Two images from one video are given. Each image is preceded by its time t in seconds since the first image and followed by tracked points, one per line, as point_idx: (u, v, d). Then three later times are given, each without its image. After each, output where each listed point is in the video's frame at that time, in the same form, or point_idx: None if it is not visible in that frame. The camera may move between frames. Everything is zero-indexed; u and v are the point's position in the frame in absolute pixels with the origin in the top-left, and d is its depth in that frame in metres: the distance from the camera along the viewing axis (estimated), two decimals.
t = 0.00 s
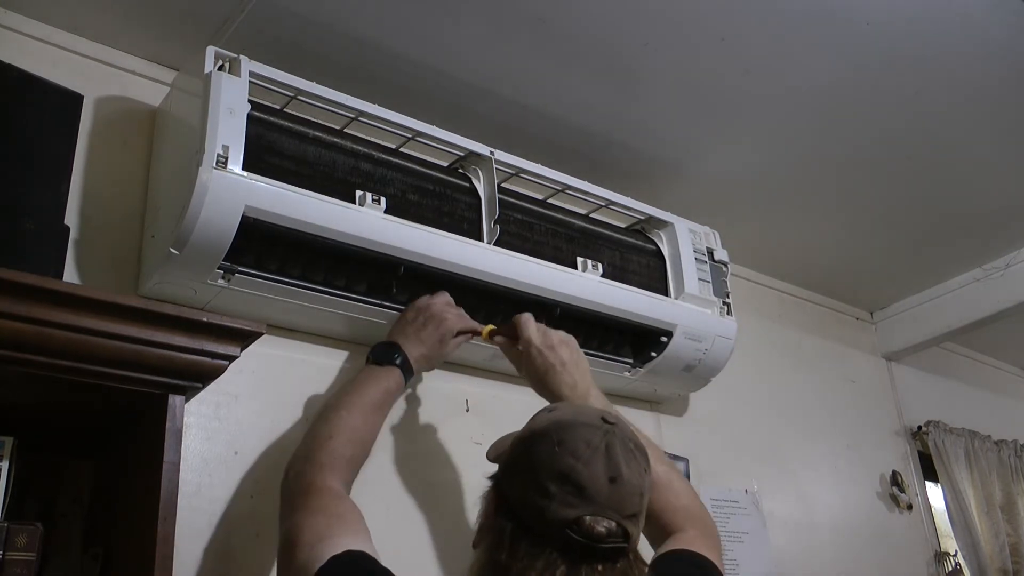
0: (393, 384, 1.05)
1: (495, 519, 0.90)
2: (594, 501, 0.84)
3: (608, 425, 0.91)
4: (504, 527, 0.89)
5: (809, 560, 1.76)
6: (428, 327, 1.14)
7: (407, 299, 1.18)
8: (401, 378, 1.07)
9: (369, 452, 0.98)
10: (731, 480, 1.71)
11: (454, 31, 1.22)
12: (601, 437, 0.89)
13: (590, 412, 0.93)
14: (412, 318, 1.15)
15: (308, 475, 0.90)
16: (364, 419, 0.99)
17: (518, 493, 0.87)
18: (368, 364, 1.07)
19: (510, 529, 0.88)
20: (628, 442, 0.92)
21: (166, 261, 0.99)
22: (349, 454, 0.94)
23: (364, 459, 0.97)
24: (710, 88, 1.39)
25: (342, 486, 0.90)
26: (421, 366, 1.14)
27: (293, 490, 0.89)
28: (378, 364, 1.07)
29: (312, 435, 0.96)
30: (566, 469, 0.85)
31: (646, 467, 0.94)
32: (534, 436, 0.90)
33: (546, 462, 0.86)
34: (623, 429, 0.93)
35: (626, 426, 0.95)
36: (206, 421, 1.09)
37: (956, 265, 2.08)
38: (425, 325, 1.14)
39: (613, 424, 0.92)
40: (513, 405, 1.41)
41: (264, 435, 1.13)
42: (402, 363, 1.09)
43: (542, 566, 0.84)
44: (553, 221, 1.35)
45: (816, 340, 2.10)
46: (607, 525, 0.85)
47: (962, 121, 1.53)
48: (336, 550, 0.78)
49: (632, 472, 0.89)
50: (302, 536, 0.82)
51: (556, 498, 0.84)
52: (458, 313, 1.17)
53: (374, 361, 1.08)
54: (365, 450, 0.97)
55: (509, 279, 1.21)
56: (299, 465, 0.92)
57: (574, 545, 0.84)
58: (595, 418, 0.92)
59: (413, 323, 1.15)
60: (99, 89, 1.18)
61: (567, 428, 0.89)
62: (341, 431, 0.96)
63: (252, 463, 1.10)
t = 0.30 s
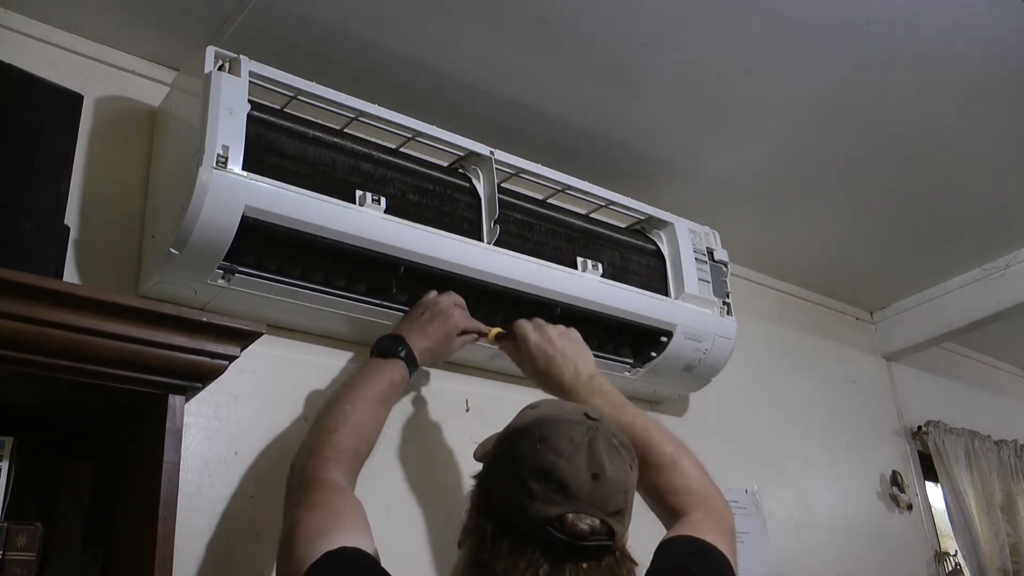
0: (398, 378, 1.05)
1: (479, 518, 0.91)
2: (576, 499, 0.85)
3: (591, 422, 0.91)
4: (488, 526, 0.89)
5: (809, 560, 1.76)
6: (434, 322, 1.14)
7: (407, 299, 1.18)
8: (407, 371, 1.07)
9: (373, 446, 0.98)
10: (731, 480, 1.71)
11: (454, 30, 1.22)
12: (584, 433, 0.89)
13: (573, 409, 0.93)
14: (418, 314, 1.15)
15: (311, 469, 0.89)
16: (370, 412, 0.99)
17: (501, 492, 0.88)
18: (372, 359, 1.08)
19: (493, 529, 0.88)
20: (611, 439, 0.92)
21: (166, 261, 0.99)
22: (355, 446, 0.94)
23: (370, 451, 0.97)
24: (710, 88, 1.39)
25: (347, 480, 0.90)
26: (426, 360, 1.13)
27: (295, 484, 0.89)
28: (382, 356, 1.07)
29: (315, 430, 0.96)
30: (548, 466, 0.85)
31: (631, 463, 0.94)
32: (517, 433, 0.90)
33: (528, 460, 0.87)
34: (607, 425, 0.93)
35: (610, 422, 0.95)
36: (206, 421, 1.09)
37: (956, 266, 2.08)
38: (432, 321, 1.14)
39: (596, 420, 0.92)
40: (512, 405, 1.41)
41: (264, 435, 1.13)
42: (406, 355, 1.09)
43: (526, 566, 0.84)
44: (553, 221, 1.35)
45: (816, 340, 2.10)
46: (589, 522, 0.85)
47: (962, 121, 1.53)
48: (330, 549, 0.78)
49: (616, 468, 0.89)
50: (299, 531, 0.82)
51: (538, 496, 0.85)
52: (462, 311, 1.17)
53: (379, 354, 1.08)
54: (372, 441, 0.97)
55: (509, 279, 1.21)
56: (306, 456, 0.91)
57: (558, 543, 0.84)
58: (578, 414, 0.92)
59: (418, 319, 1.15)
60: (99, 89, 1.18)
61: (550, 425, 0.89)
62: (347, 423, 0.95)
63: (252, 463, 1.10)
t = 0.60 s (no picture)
0: (400, 374, 1.09)
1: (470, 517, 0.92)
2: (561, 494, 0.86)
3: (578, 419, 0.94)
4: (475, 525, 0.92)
5: (809, 560, 1.76)
6: (434, 316, 1.16)
7: (407, 299, 1.18)
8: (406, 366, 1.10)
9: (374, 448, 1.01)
10: (731, 480, 1.71)
11: (454, 30, 1.22)
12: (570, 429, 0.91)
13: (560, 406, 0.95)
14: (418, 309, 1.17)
15: (312, 469, 0.92)
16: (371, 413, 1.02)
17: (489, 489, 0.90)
18: (375, 355, 1.12)
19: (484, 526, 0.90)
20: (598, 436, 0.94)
21: (166, 261, 0.99)
22: (355, 445, 0.96)
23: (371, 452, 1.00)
24: (710, 88, 1.39)
25: (347, 478, 0.92)
26: (429, 353, 1.15)
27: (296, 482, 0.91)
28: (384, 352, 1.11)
29: (315, 430, 0.99)
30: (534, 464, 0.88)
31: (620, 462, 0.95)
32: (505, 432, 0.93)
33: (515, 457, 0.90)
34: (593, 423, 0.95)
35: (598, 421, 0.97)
36: (206, 421, 1.09)
37: (956, 265, 2.08)
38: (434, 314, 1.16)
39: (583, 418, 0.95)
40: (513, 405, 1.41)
41: (264, 435, 1.13)
42: (408, 348, 1.12)
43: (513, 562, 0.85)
44: (553, 221, 1.34)
45: (816, 340, 2.10)
46: (571, 518, 0.99)
47: (962, 121, 1.53)
48: (329, 548, 0.78)
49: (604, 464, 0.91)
50: (299, 532, 0.82)
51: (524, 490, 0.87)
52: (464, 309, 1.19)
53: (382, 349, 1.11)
54: (371, 441, 1.00)
55: (508, 278, 1.21)
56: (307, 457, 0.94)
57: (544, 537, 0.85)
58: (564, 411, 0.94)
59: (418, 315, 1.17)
60: (99, 89, 1.18)
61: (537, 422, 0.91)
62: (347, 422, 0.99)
63: (252, 463, 1.10)
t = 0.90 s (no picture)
0: (401, 377, 1.04)
1: (463, 517, 0.92)
2: (557, 492, 0.85)
3: (573, 416, 0.92)
4: (472, 524, 0.90)
5: (809, 560, 1.76)
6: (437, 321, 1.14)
7: (407, 299, 1.18)
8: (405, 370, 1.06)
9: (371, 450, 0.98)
10: (731, 480, 1.71)
11: (454, 30, 1.22)
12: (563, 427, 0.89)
13: (555, 405, 0.94)
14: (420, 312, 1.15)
15: (312, 471, 0.89)
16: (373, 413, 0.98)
17: (484, 492, 0.89)
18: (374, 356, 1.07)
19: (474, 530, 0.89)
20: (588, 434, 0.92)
21: (166, 261, 0.99)
22: (356, 446, 0.94)
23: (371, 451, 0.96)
24: (710, 88, 1.38)
25: (349, 479, 0.90)
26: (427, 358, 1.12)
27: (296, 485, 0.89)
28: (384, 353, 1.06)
29: (315, 432, 0.96)
30: (527, 461, 0.86)
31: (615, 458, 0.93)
32: (500, 432, 0.92)
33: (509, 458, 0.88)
34: (590, 420, 0.94)
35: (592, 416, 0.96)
36: (206, 421, 1.09)
37: (956, 265, 2.08)
38: (438, 318, 1.14)
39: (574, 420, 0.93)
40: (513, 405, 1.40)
41: (265, 435, 1.13)
42: (407, 350, 1.08)
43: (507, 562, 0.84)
44: (553, 221, 1.34)
45: (816, 340, 2.10)
46: (572, 516, 0.85)
47: (962, 121, 1.53)
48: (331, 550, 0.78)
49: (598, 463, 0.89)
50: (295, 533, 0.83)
51: (518, 491, 0.86)
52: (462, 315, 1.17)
53: (382, 349, 1.06)
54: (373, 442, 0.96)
55: (509, 279, 1.21)
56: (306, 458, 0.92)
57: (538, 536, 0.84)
58: (559, 409, 0.93)
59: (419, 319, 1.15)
60: (99, 89, 1.18)
61: (530, 421, 0.90)
62: (350, 424, 0.95)
63: (252, 463, 1.10)
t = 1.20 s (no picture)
0: (366, 419, 1.13)
1: (450, 522, 0.93)
2: (541, 497, 0.87)
3: (555, 420, 0.93)
4: (456, 531, 0.91)
5: (809, 560, 1.76)
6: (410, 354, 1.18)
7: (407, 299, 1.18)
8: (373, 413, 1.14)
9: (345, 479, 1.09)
10: (731, 480, 1.71)
11: (454, 31, 1.22)
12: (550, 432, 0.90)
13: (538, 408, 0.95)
14: (393, 340, 1.17)
15: (291, 494, 0.99)
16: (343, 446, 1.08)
17: (469, 494, 0.90)
18: (342, 395, 1.14)
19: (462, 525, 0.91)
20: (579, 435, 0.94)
21: (166, 261, 0.99)
22: (329, 475, 1.03)
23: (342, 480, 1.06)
24: (710, 88, 1.38)
25: (324, 504, 0.99)
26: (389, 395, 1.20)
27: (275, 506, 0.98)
28: (353, 397, 1.13)
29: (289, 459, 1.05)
30: (510, 467, 0.87)
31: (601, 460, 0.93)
32: (483, 437, 0.93)
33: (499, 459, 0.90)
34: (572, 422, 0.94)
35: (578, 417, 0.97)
36: (206, 421, 1.09)
37: (956, 265, 2.08)
38: (415, 354, 1.18)
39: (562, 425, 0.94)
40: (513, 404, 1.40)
41: (265, 435, 1.13)
42: (372, 397, 1.15)
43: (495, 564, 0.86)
44: (553, 220, 1.34)
45: (816, 341, 2.10)
46: (557, 520, 0.87)
47: (962, 121, 1.53)
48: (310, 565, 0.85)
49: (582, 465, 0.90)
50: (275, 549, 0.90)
51: (504, 495, 0.87)
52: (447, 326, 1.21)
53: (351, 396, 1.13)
54: (343, 468, 1.06)
55: (508, 279, 1.21)
56: (283, 483, 1.01)
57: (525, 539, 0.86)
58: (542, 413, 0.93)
59: (390, 347, 1.18)
60: (99, 89, 1.18)
61: (515, 426, 0.91)
62: (324, 453, 1.05)
63: (252, 463, 1.10)
